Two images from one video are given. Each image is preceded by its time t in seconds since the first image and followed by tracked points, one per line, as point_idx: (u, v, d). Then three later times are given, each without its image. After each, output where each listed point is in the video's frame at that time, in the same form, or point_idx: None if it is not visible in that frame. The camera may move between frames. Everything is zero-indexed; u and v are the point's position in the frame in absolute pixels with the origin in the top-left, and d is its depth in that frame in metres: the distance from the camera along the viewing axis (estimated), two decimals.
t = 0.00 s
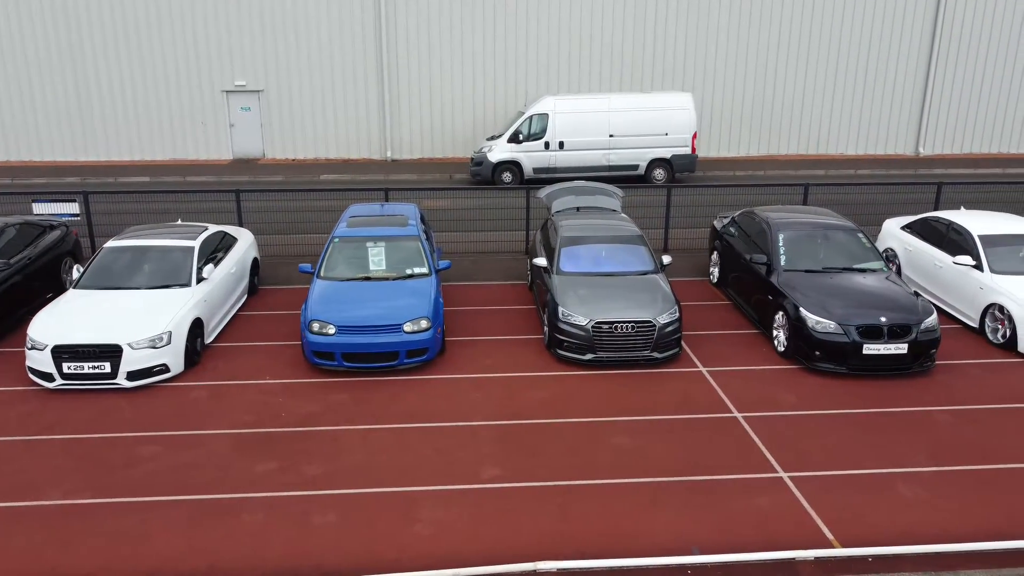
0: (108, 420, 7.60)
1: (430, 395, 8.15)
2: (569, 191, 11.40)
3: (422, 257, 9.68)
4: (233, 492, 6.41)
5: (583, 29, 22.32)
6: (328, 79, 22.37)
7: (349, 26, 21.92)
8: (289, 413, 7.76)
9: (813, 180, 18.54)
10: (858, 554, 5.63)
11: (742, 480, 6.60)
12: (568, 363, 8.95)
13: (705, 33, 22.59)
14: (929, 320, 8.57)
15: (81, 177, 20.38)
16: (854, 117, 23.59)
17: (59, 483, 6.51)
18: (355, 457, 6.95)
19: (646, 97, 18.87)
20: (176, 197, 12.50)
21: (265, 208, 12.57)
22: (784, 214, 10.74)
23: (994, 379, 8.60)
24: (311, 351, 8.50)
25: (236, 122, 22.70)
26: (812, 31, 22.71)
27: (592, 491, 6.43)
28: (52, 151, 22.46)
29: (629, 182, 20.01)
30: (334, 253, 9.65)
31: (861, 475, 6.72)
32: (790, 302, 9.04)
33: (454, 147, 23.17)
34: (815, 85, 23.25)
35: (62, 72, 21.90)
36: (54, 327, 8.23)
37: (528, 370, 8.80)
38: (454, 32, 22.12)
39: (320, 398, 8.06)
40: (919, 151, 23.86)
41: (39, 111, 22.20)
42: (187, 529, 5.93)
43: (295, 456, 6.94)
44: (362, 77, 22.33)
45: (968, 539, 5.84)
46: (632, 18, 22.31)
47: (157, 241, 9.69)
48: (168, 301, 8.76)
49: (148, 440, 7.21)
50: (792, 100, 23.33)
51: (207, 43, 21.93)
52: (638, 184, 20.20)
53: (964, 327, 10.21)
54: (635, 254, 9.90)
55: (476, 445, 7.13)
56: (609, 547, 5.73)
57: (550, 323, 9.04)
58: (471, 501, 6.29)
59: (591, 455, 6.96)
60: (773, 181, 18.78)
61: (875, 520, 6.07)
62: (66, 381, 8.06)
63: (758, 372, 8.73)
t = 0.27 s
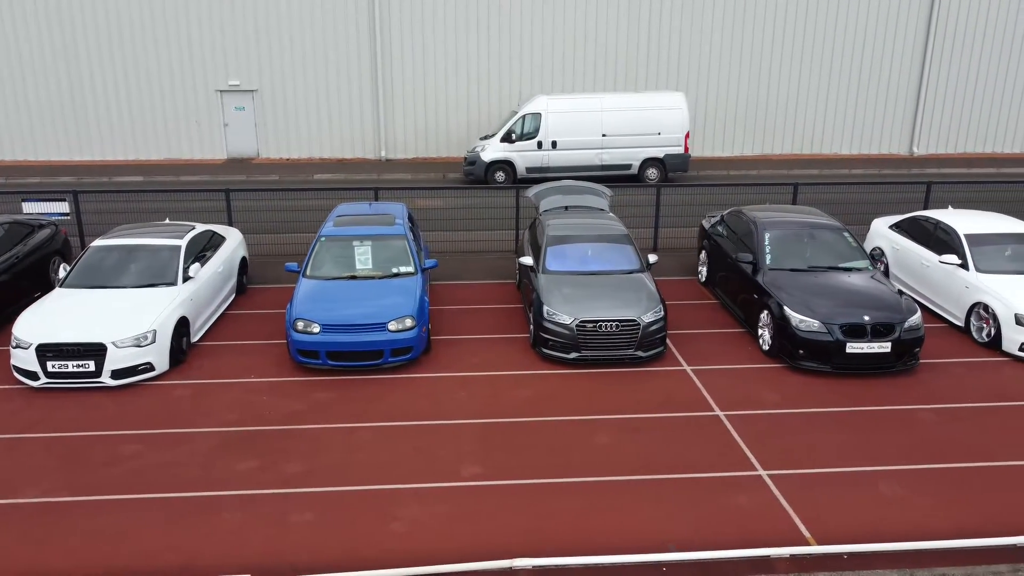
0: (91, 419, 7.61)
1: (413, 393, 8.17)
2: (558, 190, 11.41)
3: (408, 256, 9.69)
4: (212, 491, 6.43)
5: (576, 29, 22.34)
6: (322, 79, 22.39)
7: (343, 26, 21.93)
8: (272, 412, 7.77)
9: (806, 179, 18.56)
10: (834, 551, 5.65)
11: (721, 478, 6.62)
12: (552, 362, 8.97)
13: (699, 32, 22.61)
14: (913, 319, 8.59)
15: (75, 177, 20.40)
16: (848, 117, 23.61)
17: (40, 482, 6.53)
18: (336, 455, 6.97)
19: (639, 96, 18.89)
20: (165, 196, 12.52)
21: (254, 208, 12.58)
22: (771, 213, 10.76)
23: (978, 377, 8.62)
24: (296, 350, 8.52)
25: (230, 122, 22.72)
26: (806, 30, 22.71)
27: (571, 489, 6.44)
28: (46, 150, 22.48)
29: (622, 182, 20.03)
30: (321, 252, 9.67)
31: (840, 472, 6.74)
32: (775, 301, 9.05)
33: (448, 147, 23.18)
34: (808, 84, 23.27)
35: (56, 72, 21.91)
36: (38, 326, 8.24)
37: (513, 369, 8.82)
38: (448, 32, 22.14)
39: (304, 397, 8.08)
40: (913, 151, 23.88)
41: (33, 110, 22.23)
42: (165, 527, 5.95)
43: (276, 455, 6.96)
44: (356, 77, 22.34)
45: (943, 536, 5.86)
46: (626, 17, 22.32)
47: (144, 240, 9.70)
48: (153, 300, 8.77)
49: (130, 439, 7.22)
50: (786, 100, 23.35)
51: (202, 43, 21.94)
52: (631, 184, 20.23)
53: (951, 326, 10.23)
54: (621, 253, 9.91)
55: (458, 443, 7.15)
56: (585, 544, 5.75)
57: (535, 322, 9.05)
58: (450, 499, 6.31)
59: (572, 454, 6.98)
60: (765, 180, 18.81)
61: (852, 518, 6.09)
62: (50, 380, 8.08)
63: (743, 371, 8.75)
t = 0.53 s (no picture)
0: (76, 418, 7.62)
1: (399, 393, 8.17)
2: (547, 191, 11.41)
3: (396, 256, 9.70)
4: (195, 490, 6.44)
5: (571, 29, 22.36)
6: (317, 79, 22.41)
7: (338, 26, 21.94)
8: (257, 411, 7.78)
9: (799, 179, 18.57)
10: (813, 550, 5.65)
11: (704, 478, 6.62)
12: (540, 361, 8.98)
13: (695, 32, 22.63)
14: (899, 318, 8.61)
15: (69, 177, 20.42)
16: (842, 117, 23.62)
17: (23, 481, 6.54)
18: (320, 454, 6.97)
19: (633, 97, 18.90)
20: (156, 196, 12.53)
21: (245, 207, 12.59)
22: (759, 213, 10.78)
23: (964, 377, 8.63)
24: (282, 349, 8.53)
25: (225, 122, 22.74)
26: (800, 30, 22.73)
27: (553, 488, 6.45)
28: (42, 150, 22.50)
29: (616, 182, 20.05)
30: (309, 251, 9.68)
31: (823, 471, 6.75)
32: (761, 300, 9.06)
33: (443, 147, 23.20)
34: (803, 85, 23.29)
35: (50, 71, 21.92)
36: (25, 325, 8.25)
37: (500, 368, 8.82)
38: (443, 32, 22.15)
39: (290, 397, 8.09)
40: (908, 151, 23.89)
41: (28, 110, 22.25)
42: (147, 526, 5.95)
43: (260, 454, 6.97)
44: (351, 77, 22.35)
45: (922, 535, 5.87)
46: (620, 18, 22.34)
47: (133, 240, 9.71)
48: (140, 300, 8.78)
49: (114, 438, 7.23)
50: (781, 100, 23.36)
51: (197, 43, 21.96)
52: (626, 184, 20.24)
53: (939, 326, 10.24)
54: (609, 253, 9.92)
55: (442, 442, 7.16)
56: (565, 543, 5.76)
57: (522, 322, 9.06)
58: (432, 498, 6.32)
59: (555, 453, 6.99)
60: (759, 180, 18.82)
61: (832, 517, 6.10)
62: (36, 379, 8.09)
63: (729, 370, 8.76)
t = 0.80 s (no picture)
0: (65, 418, 7.64)
1: (387, 394, 8.19)
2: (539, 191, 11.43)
3: (386, 256, 9.72)
4: (181, 490, 6.46)
5: (567, 29, 22.38)
6: (313, 79, 22.42)
7: (334, 26, 21.96)
8: (245, 412, 7.80)
9: (793, 178, 18.60)
10: (795, 550, 5.67)
11: (689, 478, 6.64)
12: (529, 361, 9.00)
13: (690, 33, 22.65)
14: (887, 318, 8.63)
15: (65, 177, 20.43)
16: (838, 117, 23.63)
17: (10, 481, 6.55)
18: (307, 454, 6.99)
19: (628, 97, 18.91)
20: (148, 196, 12.55)
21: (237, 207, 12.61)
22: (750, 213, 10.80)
23: (951, 377, 8.65)
24: (271, 349, 8.55)
25: (221, 122, 22.75)
26: (796, 30, 22.75)
27: (538, 488, 6.47)
28: (37, 150, 22.50)
29: (611, 182, 20.07)
30: (299, 251, 9.70)
31: (808, 471, 6.77)
32: (750, 301, 9.08)
33: (439, 147, 23.22)
34: (799, 84, 23.30)
35: (46, 71, 21.93)
36: (15, 325, 8.27)
37: (489, 368, 8.84)
38: (439, 32, 22.17)
39: (278, 397, 8.11)
40: (904, 151, 23.91)
41: (24, 110, 22.26)
42: (132, 526, 5.97)
43: (248, 454, 6.99)
44: (346, 77, 22.37)
45: (904, 535, 5.89)
46: (616, 18, 22.37)
47: (124, 240, 9.73)
48: (130, 300, 8.80)
49: (102, 438, 7.25)
50: (777, 100, 23.38)
51: (193, 43, 21.98)
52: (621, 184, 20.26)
53: (928, 326, 10.25)
54: (600, 253, 9.94)
55: (429, 443, 7.18)
56: (548, 543, 5.78)
57: (511, 322, 9.08)
58: (417, 498, 6.34)
59: (542, 453, 7.01)
60: (753, 180, 18.85)
61: (816, 517, 6.12)
62: (26, 379, 8.11)
63: (718, 371, 8.78)
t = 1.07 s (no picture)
0: (54, 418, 7.66)
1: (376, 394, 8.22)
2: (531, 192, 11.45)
3: (377, 257, 9.74)
4: (168, 489, 6.48)
5: (562, 29, 22.41)
6: (309, 79, 22.44)
7: (330, 26, 21.98)
8: (234, 412, 7.82)
9: (787, 179, 18.63)
10: (777, 550, 5.69)
11: (674, 478, 6.66)
12: (518, 362, 9.02)
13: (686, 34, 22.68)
14: (875, 319, 8.64)
15: (61, 177, 20.46)
16: (834, 117, 23.65)
17: None
18: (294, 454, 7.01)
19: (623, 97, 18.93)
20: (141, 196, 12.58)
21: (230, 208, 12.64)
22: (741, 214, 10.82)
23: (939, 377, 8.67)
24: (261, 350, 8.57)
25: (217, 123, 22.78)
26: (791, 31, 22.77)
27: (523, 489, 6.49)
28: (34, 150, 22.53)
29: (606, 182, 20.10)
30: (290, 252, 9.72)
31: (792, 472, 6.79)
32: (739, 301, 9.10)
33: (435, 147, 23.24)
34: (795, 85, 23.31)
35: (43, 71, 21.96)
36: (5, 325, 8.30)
37: (478, 368, 8.87)
38: (434, 32, 22.20)
39: (267, 397, 8.13)
40: (900, 151, 23.93)
41: (20, 111, 22.30)
42: (118, 526, 6.00)
43: (235, 454, 7.01)
44: (342, 77, 22.39)
45: (886, 535, 5.91)
46: (612, 19, 22.39)
47: (115, 241, 9.76)
48: (120, 300, 8.83)
49: (90, 438, 7.28)
50: (772, 100, 23.40)
51: (189, 43, 22.00)
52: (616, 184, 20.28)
53: (918, 327, 10.27)
54: (590, 254, 9.96)
55: (416, 443, 7.20)
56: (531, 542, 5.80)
57: (501, 322, 9.10)
58: (402, 498, 6.36)
59: (528, 453, 7.03)
60: (747, 180, 18.88)
61: (799, 517, 6.15)
62: (15, 380, 8.14)
63: (707, 371, 8.79)
